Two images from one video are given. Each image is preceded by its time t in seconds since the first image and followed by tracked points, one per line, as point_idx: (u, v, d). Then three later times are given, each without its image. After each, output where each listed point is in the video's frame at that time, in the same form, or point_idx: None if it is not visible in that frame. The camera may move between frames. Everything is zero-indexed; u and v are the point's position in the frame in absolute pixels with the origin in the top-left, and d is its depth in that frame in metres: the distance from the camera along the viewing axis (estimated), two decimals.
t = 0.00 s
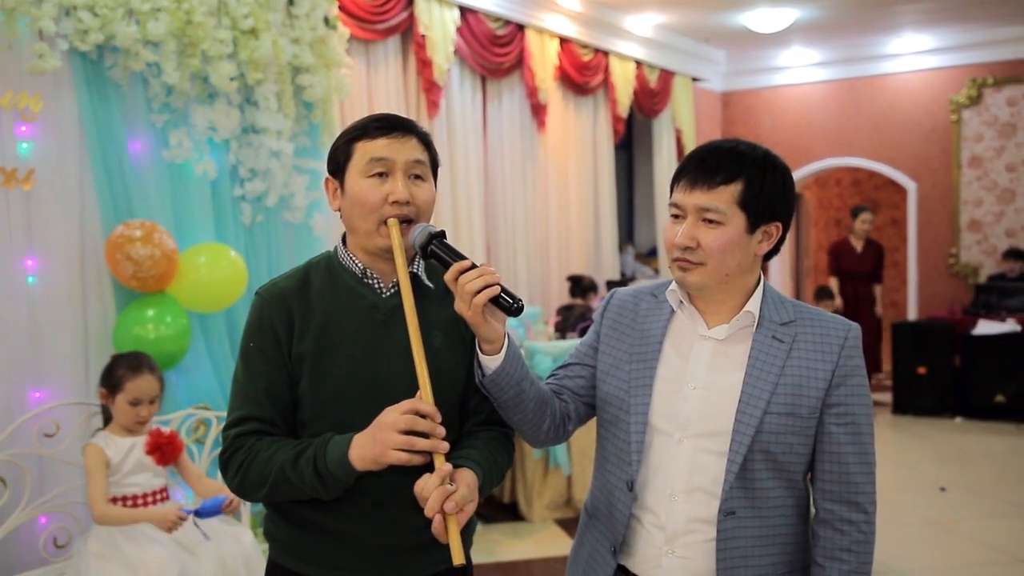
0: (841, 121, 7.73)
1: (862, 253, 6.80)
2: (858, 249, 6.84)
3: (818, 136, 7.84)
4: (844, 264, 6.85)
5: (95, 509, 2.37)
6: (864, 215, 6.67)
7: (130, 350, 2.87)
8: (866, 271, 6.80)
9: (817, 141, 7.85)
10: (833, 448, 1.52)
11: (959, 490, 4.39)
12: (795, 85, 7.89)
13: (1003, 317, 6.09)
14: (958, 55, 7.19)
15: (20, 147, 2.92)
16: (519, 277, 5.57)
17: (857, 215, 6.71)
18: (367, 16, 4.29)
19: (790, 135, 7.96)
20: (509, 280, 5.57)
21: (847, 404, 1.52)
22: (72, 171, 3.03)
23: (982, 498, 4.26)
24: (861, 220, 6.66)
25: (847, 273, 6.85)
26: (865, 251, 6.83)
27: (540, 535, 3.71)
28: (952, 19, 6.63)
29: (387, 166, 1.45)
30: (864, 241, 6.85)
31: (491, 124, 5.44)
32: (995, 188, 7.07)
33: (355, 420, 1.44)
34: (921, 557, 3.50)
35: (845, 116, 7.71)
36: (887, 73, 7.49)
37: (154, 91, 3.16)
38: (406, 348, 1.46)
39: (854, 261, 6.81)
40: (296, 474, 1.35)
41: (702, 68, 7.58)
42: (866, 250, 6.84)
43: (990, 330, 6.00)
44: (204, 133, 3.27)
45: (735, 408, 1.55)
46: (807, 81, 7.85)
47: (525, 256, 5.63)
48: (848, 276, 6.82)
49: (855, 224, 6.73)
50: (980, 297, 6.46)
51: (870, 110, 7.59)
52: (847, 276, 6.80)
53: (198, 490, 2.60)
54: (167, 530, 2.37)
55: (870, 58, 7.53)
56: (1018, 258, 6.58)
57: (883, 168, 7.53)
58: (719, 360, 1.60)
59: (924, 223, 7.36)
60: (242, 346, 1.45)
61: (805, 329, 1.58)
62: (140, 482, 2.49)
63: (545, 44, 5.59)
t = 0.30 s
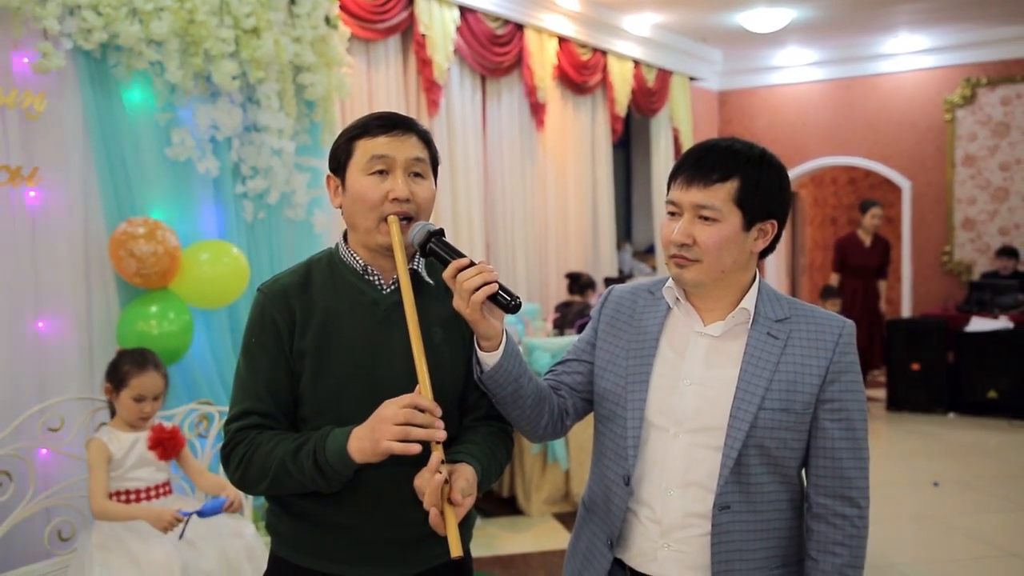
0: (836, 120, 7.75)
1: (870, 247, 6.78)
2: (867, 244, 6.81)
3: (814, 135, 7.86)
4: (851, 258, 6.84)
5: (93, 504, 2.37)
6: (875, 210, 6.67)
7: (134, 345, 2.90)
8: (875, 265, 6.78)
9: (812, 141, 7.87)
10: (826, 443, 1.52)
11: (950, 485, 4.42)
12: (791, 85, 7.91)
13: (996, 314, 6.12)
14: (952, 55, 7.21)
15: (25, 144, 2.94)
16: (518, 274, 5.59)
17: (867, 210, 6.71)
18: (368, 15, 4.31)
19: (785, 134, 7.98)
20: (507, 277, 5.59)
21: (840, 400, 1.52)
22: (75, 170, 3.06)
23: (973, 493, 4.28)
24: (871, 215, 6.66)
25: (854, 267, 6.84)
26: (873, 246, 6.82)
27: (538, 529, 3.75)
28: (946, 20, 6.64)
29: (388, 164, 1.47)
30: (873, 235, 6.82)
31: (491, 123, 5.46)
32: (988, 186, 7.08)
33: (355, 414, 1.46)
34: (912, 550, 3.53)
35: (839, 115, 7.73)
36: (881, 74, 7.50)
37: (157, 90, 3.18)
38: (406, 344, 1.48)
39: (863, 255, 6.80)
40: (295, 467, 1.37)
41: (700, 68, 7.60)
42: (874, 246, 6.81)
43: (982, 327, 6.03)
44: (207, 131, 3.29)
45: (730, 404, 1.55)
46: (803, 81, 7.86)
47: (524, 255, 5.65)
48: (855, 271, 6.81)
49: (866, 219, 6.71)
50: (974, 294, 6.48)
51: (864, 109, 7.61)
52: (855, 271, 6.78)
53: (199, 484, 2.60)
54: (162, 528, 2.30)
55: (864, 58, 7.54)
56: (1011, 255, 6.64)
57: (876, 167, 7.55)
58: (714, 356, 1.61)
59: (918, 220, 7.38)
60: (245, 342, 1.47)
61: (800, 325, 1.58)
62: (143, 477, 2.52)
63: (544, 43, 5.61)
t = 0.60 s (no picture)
0: (827, 121, 7.81)
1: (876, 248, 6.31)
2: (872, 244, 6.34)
3: (807, 135, 7.92)
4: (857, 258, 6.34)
5: (102, 498, 2.42)
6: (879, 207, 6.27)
7: (144, 341, 2.96)
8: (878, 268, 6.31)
9: (805, 142, 7.93)
10: (817, 437, 1.50)
11: (938, 477, 4.48)
12: (784, 86, 7.97)
13: (983, 311, 6.23)
14: (939, 58, 7.26)
15: (37, 146, 2.99)
16: (518, 272, 5.64)
17: (870, 208, 6.28)
18: (371, 19, 4.36)
19: (779, 135, 8.05)
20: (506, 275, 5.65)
21: (831, 395, 1.50)
22: (86, 170, 3.11)
23: (963, 485, 4.34)
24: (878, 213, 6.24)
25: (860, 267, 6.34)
26: (879, 246, 6.33)
27: (537, 520, 3.80)
28: (936, 23, 6.69)
29: (390, 163, 1.49)
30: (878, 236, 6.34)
31: (491, 124, 5.51)
32: (975, 186, 7.12)
33: (358, 408, 1.47)
34: (899, 541, 3.59)
35: (830, 116, 7.78)
36: (872, 76, 7.56)
37: (166, 92, 3.23)
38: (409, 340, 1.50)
39: (869, 256, 6.28)
40: (301, 459, 1.39)
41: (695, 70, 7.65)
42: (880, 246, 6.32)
43: (969, 322, 6.17)
44: (214, 132, 3.34)
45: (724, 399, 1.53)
46: (795, 83, 7.92)
47: (523, 254, 5.71)
48: (861, 272, 6.28)
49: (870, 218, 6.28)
50: (959, 290, 6.61)
51: (856, 109, 7.66)
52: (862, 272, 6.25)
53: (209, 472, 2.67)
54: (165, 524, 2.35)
55: (855, 60, 7.60)
56: (997, 254, 6.65)
57: (868, 167, 7.61)
58: (708, 352, 1.59)
59: (908, 219, 7.43)
60: (251, 338, 1.48)
61: (793, 321, 1.56)
62: (152, 468, 2.58)
63: (543, 46, 5.67)
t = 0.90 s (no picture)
0: (827, 121, 7.81)
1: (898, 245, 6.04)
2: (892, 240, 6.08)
3: (806, 135, 7.92)
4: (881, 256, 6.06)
5: (101, 496, 2.41)
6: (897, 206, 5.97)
7: (144, 337, 2.97)
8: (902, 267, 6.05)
9: (805, 141, 7.93)
10: (815, 434, 1.50)
11: (935, 474, 4.49)
12: (784, 85, 7.98)
13: (982, 309, 6.23)
14: (939, 58, 7.27)
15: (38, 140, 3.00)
16: (518, 269, 5.65)
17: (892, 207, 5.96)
18: (372, 16, 4.36)
19: (779, 134, 8.05)
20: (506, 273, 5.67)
21: (830, 392, 1.50)
22: (88, 165, 3.12)
23: (961, 483, 4.35)
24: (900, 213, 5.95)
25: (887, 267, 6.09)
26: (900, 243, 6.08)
27: (536, 517, 3.81)
28: (935, 23, 6.69)
29: (389, 160, 1.48)
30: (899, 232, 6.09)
31: (491, 122, 5.52)
32: (974, 185, 7.13)
33: (357, 404, 1.47)
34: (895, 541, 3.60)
35: (830, 115, 7.79)
36: (872, 75, 7.56)
37: (167, 88, 3.24)
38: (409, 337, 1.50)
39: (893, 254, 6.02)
40: (301, 454, 1.39)
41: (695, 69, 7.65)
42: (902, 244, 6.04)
43: (968, 322, 6.18)
44: (215, 129, 3.34)
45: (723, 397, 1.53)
46: (795, 82, 7.93)
47: (524, 252, 5.72)
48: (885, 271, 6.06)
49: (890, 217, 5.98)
50: (958, 289, 6.61)
51: (855, 109, 7.67)
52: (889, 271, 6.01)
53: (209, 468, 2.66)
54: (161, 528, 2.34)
55: (855, 59, 7.60)
56: (995, 253, 6.67)
57: (868, 166, 7.61)
58: (707, 350, 1.59)
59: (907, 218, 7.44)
60: (251, 334, 1.48)
61: (791, 318, 1.56)
62: (152, 464, 2.58)
63: (543, 44, 5.67)
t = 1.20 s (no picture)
0: (825, 119, 7.82)
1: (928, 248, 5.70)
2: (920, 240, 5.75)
3: (805, 134, 7.93)
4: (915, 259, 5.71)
5: (97, 494, 2.42)
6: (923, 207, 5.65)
7: (143, 336, 2.97)
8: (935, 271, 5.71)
9: (804, 139, 7.94)
10: (813, 431, 1.50)
11: (933, 471, 4.49)
12: (782, 84, 7.98)
13: (980, 307, 6.24)
14: (937, 56, 7.28)
15: (37, 139, 2.99)
16: (516, 267, 5.65)
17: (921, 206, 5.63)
18: (372, 14, 4.36)
19: (778, 132, 8.05)
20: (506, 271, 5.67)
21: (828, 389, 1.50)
22: (87, 164, 3.11)
23: (959, 481, 4.35)
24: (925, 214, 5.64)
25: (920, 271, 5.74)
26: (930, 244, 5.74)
27: (535, 515, 3.81)
28: (933, 21, 6.70)
29: (386, 158, 1.48)
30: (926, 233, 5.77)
31: (490, 121, 5.52)
32: (972, 183, 7.14)
33: (355, 402, 1.47)
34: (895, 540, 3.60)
35: (829, 114, 7.80)
36: (870, 74, 7.57)
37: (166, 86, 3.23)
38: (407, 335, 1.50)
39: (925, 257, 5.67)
40: (299, 452, 1.39)
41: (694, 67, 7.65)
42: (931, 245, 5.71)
43: (966, 320, 6.17)
44: (214, 127, 3.34)
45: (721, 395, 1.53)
46: (793, 81, 7.93)
47: (523, 250, 5.72)
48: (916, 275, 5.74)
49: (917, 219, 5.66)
50: (957, 288, 6.62)
51: (853, 108, 7.68)
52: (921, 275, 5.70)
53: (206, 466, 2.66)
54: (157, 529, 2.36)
55: (853, 58, 7.61)
56: (994, 251, 6.67)
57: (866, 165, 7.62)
58: (705, 348, 1.59)
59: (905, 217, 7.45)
60: (249, 333, 1.48)
61: (790, 316, 1.56)
62: (150, 462, 2.58)
63: (543, 42, 5.67)
